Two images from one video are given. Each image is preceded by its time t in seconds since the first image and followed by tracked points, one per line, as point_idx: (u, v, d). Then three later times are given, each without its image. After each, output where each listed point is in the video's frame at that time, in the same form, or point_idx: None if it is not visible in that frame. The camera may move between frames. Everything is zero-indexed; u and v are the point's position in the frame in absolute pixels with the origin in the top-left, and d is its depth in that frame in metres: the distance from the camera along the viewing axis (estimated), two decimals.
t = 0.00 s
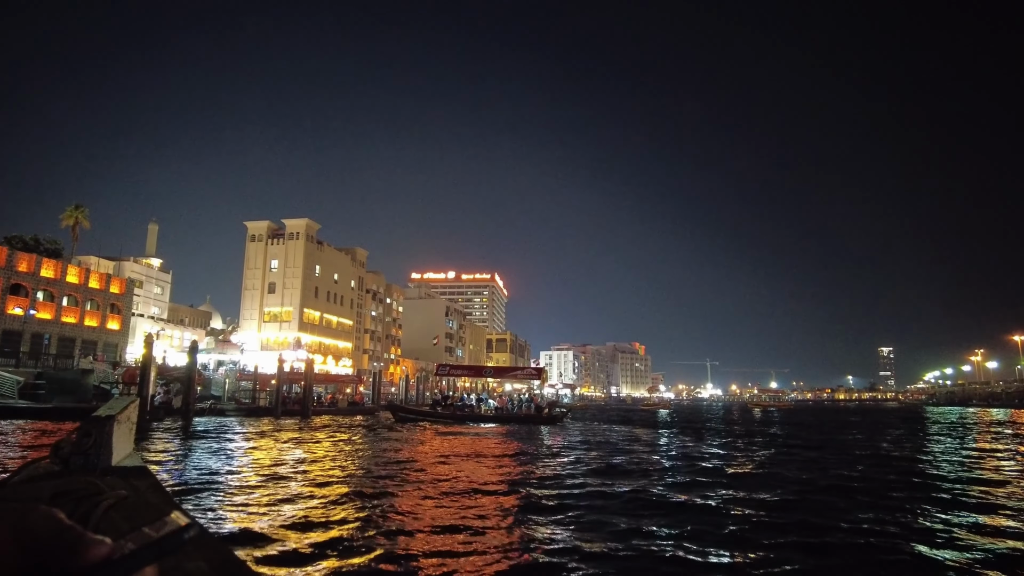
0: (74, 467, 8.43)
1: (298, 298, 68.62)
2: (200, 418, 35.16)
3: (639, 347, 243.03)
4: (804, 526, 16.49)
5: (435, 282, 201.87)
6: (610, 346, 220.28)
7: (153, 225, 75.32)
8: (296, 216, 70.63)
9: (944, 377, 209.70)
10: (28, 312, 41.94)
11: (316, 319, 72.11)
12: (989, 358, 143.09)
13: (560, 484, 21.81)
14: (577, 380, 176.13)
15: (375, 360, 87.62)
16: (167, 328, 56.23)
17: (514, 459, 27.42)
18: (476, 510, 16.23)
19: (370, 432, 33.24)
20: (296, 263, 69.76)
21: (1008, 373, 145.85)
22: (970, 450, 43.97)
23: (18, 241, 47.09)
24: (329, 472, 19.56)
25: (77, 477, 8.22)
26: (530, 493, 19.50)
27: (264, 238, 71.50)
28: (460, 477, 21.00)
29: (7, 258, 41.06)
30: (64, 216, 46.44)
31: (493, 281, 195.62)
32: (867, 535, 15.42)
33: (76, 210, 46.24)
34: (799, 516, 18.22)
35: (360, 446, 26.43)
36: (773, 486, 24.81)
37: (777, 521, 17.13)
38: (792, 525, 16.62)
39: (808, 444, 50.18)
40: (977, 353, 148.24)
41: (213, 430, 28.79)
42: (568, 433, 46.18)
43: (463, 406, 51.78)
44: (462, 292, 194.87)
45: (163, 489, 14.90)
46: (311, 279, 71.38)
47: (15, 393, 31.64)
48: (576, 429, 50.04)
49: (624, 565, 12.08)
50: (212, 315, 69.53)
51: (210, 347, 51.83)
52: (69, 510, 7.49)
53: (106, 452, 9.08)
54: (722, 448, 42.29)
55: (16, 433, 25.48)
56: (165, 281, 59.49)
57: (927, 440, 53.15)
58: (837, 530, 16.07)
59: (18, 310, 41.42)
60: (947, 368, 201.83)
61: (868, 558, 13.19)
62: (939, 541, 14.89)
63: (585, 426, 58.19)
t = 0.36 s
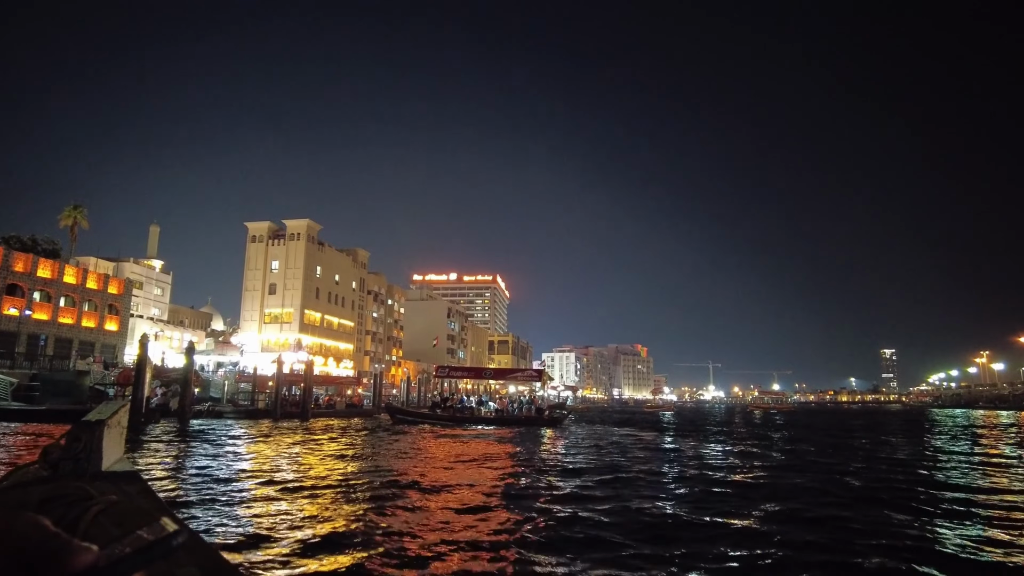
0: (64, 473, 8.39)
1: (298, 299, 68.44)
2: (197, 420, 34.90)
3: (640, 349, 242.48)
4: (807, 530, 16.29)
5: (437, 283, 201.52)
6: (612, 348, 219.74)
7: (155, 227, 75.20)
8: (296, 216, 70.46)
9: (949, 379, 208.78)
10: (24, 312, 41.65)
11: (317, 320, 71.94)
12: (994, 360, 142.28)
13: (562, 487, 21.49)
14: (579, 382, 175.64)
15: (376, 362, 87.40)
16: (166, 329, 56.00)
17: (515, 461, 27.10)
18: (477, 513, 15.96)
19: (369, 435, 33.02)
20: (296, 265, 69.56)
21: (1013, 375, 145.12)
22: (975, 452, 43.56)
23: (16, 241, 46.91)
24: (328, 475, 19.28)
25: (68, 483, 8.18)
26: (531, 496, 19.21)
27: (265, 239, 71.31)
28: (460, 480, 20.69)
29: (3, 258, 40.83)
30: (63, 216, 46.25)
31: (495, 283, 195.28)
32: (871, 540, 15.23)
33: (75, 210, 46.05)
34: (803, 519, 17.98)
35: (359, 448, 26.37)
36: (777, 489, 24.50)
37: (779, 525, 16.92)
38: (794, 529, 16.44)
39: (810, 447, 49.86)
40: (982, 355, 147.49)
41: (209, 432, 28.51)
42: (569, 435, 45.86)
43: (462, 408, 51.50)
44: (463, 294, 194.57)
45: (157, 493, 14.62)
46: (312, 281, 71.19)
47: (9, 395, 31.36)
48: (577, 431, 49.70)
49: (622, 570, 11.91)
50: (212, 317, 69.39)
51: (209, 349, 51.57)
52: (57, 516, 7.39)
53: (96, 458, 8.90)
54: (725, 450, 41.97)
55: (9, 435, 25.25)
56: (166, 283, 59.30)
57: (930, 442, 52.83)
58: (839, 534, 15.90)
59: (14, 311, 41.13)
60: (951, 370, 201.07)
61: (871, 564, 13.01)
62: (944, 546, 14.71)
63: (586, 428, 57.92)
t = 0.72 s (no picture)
0: (54, 476, 8.31)
1: (300, 300, 68.26)
2: (196, 422, 34.73)
3: (643, 351, 241.83)
4: (813, 532, 16.01)
5: (439, 285, 201.31)
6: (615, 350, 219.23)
7: (157, 228, 75.09)
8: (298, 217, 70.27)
9: (955, 381, 207.42)
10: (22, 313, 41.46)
11: (319, 321, 71.74)
12: (1001, 362, 141.24)
13: (565, 490, 21.11)
14: (581, 385, 175.08)
15: (378, 363, 87.23)
16: (167, 330, 55.81)
17: (516, 464, 26.73)
18: (479, 517, 15.59)
19: (368, 437, 32.72)
20: (298, 265, 69.39)
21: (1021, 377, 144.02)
22: (980, 455, 43.27)
23: (15, 241, 46.83)
24: (328, 479, 18.93)
25: (58, 487, 8.05)
26: (534, 499, 18.84)
27: (266, 239, 71.16)
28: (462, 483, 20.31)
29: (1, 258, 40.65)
30: (62, 216, 46.09)
31: (497, 284, 195.03)
32: (877, 540, 15.00)
33: (75, 210, 45.88)
34: (810, 523, 17.62)
35: (361, 450, 26.22)
36: (783, 492, 24.14)
37: (785, 527, 16.64)
38: (799, 532, 16.17)
39: (815, 449, 49.38)
40: (989, 356, 146.46)
41: (207, 435, 28.21)
42: (571, 437, 45.51)
43: (463, 410, 51.18)
44: (466, 295, 194.42)
45: (151, 496, 14.28)
46: (314, 281, 71.04)
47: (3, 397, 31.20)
48: (580, 434, 49.34)
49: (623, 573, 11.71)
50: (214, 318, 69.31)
51: (209, 350, 51.36)
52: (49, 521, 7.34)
53: (88, 462, 8.72)
54: (728, 453, 41.58)
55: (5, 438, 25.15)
56: (167, 284, 59.16)
57: (936, 445, 52.40)
58: (845, 535, 15.66)
59: (11, 311, 40.90)
60: (957, 372, 200.00)
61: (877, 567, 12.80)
62: (949, 546, 14.51)
63: (588, 430, 57.58)
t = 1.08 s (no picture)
0: (47, 478, 8.23)
1: (303, 301, 68.10)
2: (197, 424, 34.53)
3: (648, 353, 241.17)
4: (823, 535, 15.74)
5: (443, 287, 201.19)
6: (619, 352, 218.70)
7: (162, 229, 75.06)
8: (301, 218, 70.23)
9: (962, 384, 205.87)
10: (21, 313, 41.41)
11: (322, 322, 71.61)
12: (1010, 363, 140.03)
13: (571, 493, 20.81)
14: (585, 387, 174.49)
15: (382, 365, 87.02)
16: (169, 332, 55.65)
17: (521, 467, 26.37)
18: (483, 520, 15.28)
19: (372, 440, 32.44)
20: (301, 266, 69.27)
21: None
22: (989, 457, 42.81)
23: (16, 241, 46.77)
24: (331, 481, 18.61)
25: (52, 489, 8.01)
26: (540, 502, 18.49)
27: (269, 240, 71.07)
28: (464, 485, 19.98)
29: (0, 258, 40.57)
30: (64, 216, 46.03)
31: (502, 286, 194.82)
32: (883, 545, 14.79)
33: (76, 210, 45.78)
34: (818, 525, 17.36)
35: (364, 452, 26.07)
36: (789, 493, 23.82)
37: (795, 530, 16.32)
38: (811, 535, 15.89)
39: (822, 451, 48.88)
40: (997, 358, 145.20)
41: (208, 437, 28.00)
42: (575, 439, 45.14)
43: (464, 412, 50.84)
44: (470, 297, 194.27)
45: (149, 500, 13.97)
46: (317, 282, 70.90)
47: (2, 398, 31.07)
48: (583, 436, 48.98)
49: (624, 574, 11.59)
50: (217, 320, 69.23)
51: (210, 351, 51.17)
52: (45, 522, 7.28)
53: (81, 463, 8.67)
54: (736, 455, 41.23)
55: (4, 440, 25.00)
56: (170, 285, 59.08)
57: (945, 447, 51.85)
58: (856, 540, 15.39)
59: (10, 311, 40.83)
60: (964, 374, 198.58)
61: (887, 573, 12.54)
62: (960, 550, 14.31)
63: (592, 432, 57.30)
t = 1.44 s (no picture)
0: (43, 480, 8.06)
1: (308, 302, 68.00)
2: (198, 427, 34.38)
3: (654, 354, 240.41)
4: (839, 544, 15.34)
5: (449, 288, 201.28)
6: (624, 354, 218.00)
7: (167, 231, 75.15)
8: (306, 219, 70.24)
9: (972, 386, 204.07)
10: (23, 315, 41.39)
11: (327, 324, 71.51)
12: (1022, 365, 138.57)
13: (579, 498, 20.48)
14: (591, 389, 173.97)
15: (388, 367, 86.86)
16: (172, 333, 55.53)
17: (527, 471, 26.00)
18: (491, 526, 14.94)
19: (375, 443, 32.19)
20: (306, 267, 69.20)
21: None
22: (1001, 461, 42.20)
23: (19, 242, 46.81)
24: (335, 486, 18.27)
25: (47, 490, 7.83)
26: (549, 508, 18.11)
27: (274, 241, 71.04)
28: (471, 491, 19.61)
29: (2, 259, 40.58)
30: (68, 217, 46.07)
31: (507, 287, 194.88)
32: (898, 554, 14.48)
33: (80, 211, 45.83)
34: (830, 531, 17.04)
35: (369, 456, 25.81)
36: (801, 498, 23.36)
37: (809, 536, 15.93)
38: (826, 542, 15.50)
39: (830, 454, 48.35)
40: (1009, 360, 143.78)
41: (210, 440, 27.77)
42: (580, 442, 44.81)
43: (468, 414, 50.57)
44: (475, 298, 194.35)
45: (149, 505, 13.64)
46: (322, 283, 70.82)
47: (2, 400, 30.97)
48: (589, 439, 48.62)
49: None
50: (223, 322, 69.21)
51: (214, 353, 51.04)
52: (38, 526, 7.03)
53: (78, 463, 8.46)
54: (744, 458, 40.80)
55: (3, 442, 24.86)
56: (175, 287, 59.01)
57: (956, 450, 51.21)
58: (874, 548, 14.99)
59: (11, 313, 40.76)
60: (973, 376, 197.04)
61: None
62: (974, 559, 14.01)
63: (598, 434, 56.91)
